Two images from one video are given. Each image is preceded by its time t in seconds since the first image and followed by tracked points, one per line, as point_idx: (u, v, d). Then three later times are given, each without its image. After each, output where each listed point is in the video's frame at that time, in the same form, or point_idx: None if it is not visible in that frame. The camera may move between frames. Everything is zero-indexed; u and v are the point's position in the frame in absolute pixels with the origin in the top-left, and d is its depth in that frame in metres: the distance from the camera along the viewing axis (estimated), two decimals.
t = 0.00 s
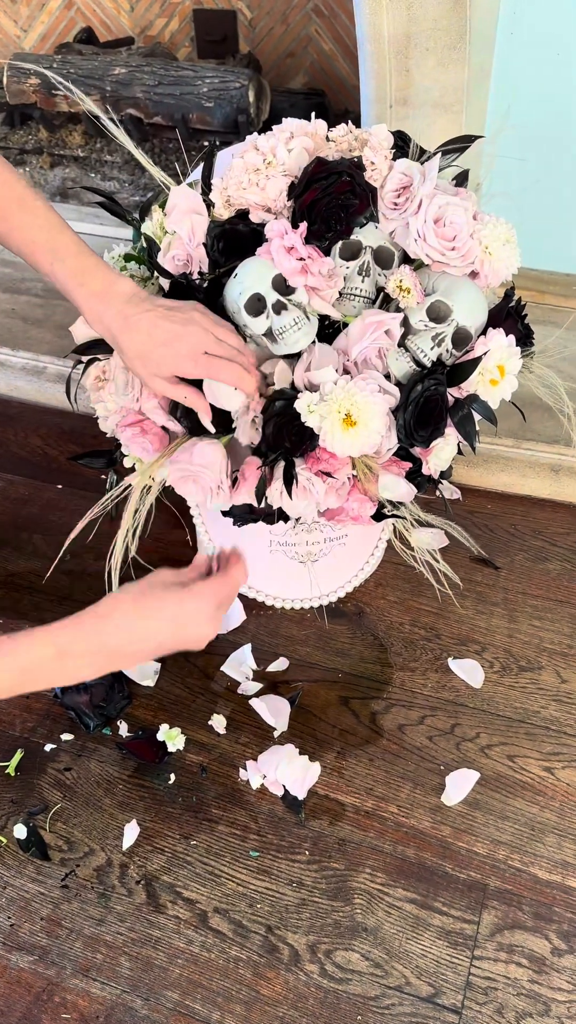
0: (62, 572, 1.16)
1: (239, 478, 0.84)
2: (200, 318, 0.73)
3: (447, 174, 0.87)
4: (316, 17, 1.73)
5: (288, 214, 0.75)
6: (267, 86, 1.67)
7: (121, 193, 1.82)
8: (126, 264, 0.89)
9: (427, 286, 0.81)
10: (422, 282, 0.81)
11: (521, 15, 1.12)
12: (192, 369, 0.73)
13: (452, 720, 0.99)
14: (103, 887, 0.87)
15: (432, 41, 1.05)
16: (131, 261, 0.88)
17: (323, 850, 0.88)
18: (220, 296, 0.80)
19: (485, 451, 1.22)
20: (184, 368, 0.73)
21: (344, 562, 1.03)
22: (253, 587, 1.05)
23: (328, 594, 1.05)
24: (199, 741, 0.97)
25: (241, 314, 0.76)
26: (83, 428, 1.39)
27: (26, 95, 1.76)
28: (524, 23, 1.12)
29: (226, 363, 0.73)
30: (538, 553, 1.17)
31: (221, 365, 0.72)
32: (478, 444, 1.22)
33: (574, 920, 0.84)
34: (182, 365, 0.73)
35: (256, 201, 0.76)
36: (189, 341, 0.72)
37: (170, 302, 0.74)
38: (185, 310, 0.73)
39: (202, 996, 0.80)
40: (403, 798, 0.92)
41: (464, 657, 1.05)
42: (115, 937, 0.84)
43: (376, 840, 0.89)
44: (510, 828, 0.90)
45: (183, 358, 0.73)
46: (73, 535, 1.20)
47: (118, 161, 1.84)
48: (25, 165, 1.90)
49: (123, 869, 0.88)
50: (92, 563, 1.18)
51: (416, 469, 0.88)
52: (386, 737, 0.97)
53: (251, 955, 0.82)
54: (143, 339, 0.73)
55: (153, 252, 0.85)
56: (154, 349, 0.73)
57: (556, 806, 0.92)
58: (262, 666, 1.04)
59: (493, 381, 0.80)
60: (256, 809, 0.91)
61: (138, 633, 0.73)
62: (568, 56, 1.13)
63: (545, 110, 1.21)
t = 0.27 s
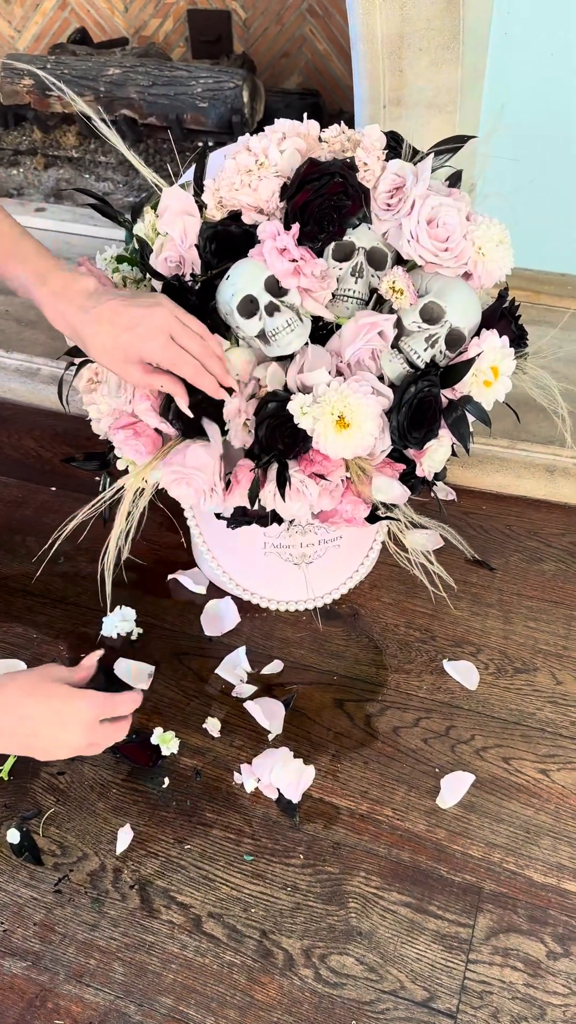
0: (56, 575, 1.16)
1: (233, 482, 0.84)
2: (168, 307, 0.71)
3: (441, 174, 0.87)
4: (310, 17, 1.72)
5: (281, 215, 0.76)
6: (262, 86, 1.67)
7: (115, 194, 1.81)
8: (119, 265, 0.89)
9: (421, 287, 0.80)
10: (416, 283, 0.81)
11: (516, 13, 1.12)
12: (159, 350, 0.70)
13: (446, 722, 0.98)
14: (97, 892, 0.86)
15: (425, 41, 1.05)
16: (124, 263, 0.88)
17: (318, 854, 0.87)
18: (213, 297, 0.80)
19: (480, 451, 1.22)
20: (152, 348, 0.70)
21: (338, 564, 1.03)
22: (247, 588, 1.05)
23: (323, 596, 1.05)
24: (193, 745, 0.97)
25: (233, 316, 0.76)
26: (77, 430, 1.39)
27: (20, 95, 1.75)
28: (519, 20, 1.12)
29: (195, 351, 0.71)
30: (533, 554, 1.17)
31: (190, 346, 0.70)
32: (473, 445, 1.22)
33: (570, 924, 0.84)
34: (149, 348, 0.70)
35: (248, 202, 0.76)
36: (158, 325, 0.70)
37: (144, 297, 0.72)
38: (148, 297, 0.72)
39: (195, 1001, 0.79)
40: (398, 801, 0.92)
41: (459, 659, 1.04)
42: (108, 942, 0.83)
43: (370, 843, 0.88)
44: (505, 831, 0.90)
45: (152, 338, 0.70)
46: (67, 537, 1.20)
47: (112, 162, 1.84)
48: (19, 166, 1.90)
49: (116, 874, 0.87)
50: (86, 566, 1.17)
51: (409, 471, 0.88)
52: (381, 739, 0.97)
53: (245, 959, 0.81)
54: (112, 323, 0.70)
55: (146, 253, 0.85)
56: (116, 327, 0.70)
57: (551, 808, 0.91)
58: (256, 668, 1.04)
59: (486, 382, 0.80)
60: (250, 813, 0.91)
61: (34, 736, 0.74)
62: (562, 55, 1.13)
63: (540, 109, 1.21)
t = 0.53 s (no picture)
0: (49, 577, 1.15)
1: (226, 484, 0.83)
2: (83, 317, 0.76)
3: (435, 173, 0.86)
4: (305, 16, 1.71)
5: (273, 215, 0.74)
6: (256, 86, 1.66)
7: (110, 194, 1.81)
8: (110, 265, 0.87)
9: (414, 287, 0.80)
10: (409, 283, 0.80)
11: (511, 11, 1.10)
12: (80, 353, 0.73)
13: (442, 725, 0.98)
14: (89, 898, 0.86)
15: (420, 39, 1.04)
16: (116, 263, 0.87)
17: (312, 859, 0.87)
18: (205, 296, 0.78)
19: (476, 451, 1.22)
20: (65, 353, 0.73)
21: (333, 566, 1.02)
22: (241, 591, 1.04)
23: (317, 599, 1.04)
24: (187, 749, 0.96)
25: (226, 316, 0.75)
26: (70, 430, 1.38)
27: (13, 95, 1.74)
28: (514, 18, 1.11)
29: (130, 384, 0.80)
30: (529, 555, 1.16)
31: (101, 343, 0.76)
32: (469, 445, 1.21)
33: (566, 929, 0.83)
34: (70, 350, 0.72)
35: (240, 202, 0.75)
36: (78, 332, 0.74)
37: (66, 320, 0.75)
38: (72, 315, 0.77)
39: (189, 1009, 0.79)
40: (393, 805, 0.91)
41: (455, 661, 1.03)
42: (101, 948, 0.83)
43: (365, 848, 0.88)
44: (501, 835, 0.89)
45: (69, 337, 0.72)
46: (59, 540, 1.19)
47: (106, 162, 1.83)
48: (13, 167, 1.89)
49: (109, 879, 0.87)
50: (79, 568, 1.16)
51: (404, 472, 0.87)
52: (376, 743, 0.96)
53: (239, 966, 0.81)
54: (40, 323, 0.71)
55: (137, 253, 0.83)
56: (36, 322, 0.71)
57: (547, 812, 0.91)
58: (250, 671, 1.03)
59: (481, 383, 0.80)
60: (244, 818, 0.90)
61: None
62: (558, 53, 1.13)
63: (536, 107, 1.20)
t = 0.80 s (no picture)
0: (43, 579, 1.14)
1: (218, 484, 0.82)
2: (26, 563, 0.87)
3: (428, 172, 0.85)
4: (301, 15, 1.72)
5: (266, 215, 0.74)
6: (252, 85, 1.65)
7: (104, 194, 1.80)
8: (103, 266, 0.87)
9: (408, 287, 0.79)
10: (403, 284, 0.79)
11: (505, 11, 1.11)
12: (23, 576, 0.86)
13: (438, 728, 0.97)
14: (81, 903, 0.85)
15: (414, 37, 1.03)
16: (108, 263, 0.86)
17: (306, 864, 0.86)
18: (197, 297, 0.79)
19: (471, 453, 1.21)
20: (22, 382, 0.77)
21: (328, 568, 1.01)
22: (235, 593, 1.03)
23: (313, 601, 1.04)
24: (180, 753, 0.95)
25: (218, 317, 0.74)
26: (65, 432, 1.37)
27: (8, 94, 1.73)
28: (509, 18, 1.11)
29: (72, 572, 0.93)
30: (525, 557, 1.15)
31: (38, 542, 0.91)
32: (465, 446, 1.21)
33: (562, 934, 0.82)
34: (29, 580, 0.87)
35: (232, 202, 0.74)
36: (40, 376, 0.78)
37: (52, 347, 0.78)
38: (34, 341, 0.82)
39: (181, 1015, 0.78)
40: (388, 808, 0.90)
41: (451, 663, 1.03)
42: (93, 955, 0.82)
43: (360, 852, 0.87)
44: (497, 839, 0.88)
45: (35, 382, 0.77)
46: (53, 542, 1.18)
47: (101, 162, 1.82)
48: (8, 167, 1.88)
49: (101, 885, 0.86)
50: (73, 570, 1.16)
51: (398, 473, 0.86)
52: (371, 746, 0.95)
53: (232, 972, 0.80)
54: None
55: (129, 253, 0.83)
56: None
57: (543, 816, 0.90)
58: (245, 674, 1.02)
59: (475, 383, 0.78)
60: (238, 822, 0.89)
61: None
62: (553, 53, 1.13)
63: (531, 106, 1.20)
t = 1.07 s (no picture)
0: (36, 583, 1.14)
1: (211, 490, 0.82)
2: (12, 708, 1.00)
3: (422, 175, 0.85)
4: (298, 17, 1.72)
5: (258, 219, 0.74)
6: (248, 87, 1.65)
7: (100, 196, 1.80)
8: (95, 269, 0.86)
9: (401, 292, 0.78)
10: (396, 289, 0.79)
11: (500, 12, 1.11)
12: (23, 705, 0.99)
13: (432, 733, 0.97)
14: (73, 910, 0.85)
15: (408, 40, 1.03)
16: (101, 267, 0.85)
17: (299, 870, 0.86)
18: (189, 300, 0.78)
19: (467, 455, 1.21)
20: None
21: (322, 573, 1.01)
22: (229, 597, 1.03)
23: (307, 605, 1.03)
24: (174, 758, 0.95)
25: (211, 321, 0.74)
26: (60, 434, 1.37)
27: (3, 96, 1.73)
28: (504, 20, 1.11)
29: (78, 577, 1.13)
30: (521, 560, 1.15)
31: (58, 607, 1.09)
32: (460, 449, 1.20)
33: (556, 941, 0.82)
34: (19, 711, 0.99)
35: (225, 205, 0.74)
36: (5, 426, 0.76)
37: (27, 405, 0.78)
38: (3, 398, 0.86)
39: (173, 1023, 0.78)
40: (382, 814, 0.90)
41: (446, 667, 1.02)
42: (84, 962, 0.81)
43: (354, 858, 0.86)
44: (491, 845, 0.88)
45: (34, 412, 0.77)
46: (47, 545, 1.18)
47: (98, 164, 1.82)
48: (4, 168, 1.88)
49: (93, 891, 0.85)
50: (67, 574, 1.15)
51: (391, 478, 0.86)
52: (365, 751, 0.95)
53: (224, 979, 0.80)
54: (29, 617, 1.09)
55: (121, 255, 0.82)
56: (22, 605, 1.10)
57: (538, 821, 0.90)
58: (239, 678, 1.02)
59: (469, 385, 0.79)
60: (231, 828, 0.89)
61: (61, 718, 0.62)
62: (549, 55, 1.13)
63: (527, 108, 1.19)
